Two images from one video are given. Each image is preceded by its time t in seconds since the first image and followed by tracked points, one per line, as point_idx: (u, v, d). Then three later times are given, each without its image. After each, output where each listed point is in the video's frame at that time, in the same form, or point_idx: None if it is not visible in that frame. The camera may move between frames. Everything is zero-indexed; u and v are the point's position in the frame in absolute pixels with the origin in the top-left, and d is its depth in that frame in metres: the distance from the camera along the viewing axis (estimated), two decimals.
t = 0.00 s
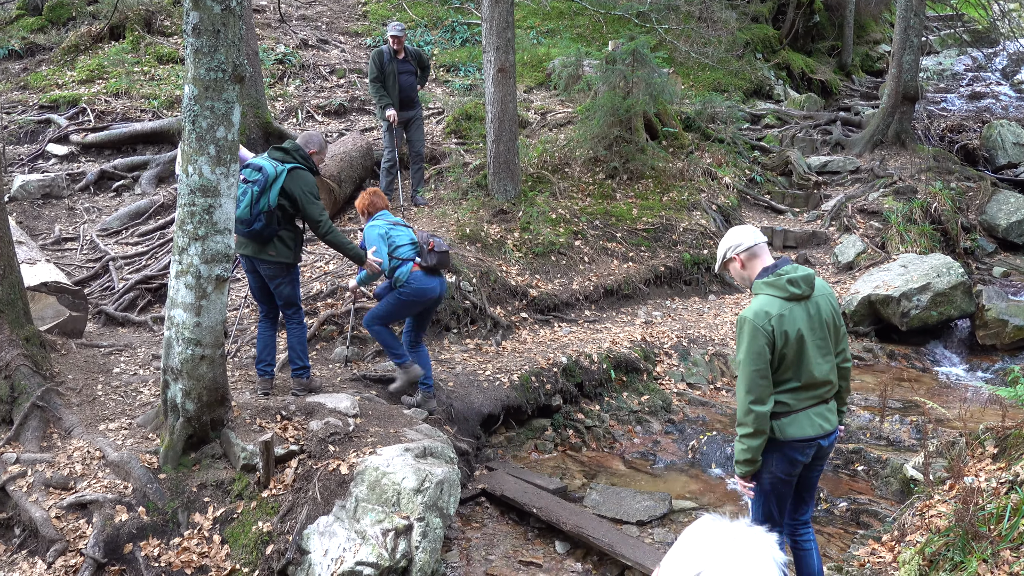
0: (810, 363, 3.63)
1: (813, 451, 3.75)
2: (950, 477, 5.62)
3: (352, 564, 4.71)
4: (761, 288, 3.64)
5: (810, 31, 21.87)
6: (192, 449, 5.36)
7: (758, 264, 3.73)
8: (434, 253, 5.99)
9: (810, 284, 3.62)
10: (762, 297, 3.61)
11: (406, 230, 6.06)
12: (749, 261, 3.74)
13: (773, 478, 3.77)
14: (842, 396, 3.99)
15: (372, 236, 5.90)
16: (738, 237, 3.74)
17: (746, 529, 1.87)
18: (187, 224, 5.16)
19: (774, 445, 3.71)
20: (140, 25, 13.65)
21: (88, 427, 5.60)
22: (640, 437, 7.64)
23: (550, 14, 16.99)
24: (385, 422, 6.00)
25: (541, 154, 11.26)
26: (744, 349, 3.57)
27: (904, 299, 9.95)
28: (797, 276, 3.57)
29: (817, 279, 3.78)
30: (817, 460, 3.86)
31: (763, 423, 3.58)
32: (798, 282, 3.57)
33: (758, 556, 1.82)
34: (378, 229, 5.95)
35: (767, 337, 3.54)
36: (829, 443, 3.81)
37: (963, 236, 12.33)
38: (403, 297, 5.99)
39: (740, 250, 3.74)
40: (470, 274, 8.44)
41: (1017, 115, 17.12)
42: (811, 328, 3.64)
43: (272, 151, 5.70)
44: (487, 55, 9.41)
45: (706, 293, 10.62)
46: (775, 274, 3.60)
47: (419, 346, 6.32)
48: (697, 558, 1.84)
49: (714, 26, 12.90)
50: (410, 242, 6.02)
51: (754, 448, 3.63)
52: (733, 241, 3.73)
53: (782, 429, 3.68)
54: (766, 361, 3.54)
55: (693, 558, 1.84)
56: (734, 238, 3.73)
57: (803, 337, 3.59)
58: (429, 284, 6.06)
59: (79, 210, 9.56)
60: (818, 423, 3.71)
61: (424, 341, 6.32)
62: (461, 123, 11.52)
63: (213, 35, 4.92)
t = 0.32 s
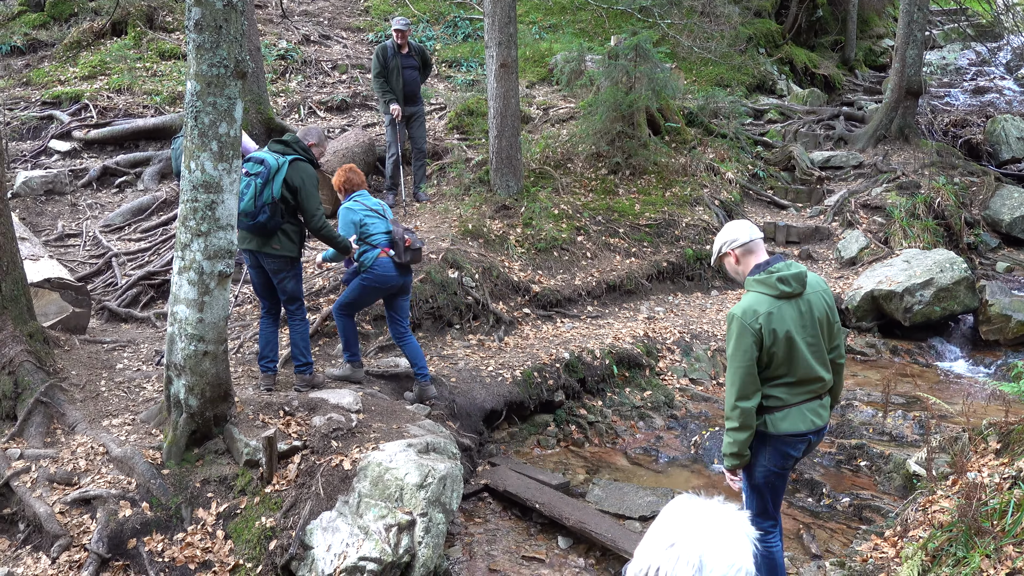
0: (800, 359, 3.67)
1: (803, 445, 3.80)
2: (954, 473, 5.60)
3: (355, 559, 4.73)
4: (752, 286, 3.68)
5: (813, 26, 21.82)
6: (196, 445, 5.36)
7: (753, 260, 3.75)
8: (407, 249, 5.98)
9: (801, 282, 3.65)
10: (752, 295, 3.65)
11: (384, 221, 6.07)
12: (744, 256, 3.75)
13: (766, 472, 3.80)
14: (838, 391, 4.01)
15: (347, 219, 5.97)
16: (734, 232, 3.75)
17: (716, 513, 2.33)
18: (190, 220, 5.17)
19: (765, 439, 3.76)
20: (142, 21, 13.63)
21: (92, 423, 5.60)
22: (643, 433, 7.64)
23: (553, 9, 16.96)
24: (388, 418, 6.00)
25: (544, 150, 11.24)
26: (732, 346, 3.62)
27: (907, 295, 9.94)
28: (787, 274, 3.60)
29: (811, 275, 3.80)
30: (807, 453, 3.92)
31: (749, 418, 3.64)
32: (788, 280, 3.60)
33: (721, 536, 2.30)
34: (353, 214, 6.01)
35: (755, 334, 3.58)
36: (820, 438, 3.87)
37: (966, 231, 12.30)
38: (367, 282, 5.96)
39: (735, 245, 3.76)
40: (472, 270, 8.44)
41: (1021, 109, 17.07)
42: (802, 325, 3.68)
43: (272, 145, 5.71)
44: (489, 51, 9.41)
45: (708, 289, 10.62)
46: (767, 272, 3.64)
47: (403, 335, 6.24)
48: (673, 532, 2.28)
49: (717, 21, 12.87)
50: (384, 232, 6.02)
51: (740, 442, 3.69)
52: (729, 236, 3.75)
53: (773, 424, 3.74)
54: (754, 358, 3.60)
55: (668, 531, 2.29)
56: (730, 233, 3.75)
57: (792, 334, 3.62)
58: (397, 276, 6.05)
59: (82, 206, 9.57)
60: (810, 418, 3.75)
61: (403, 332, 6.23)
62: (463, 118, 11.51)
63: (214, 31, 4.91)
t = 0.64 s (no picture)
0: (798, 361, 3.72)
1: (793, 447, 3.84)
2: (956, 471, 5.60)
3: (358, 557, 4.75)
4: (755, 288, 3.71)
5: (815, 23, 21.77)
6: (199, 442, 5.37)
7: (755, 263, 3.79)
8: (371, 225, 5.99)
9: (803, 287, 3.71)
10: (757, 296, 3.67)
11: (347, 199, 6.09)
12: (746, 259, 3.79)
13: (753, 471, 3.84)
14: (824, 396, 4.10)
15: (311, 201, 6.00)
16: (738, 234, 3.80)
17: (688, 487, 2.24)
18: (193, 218, 5.17)
19: (759, 440, 3.79)
20: (144, 18, 13.62)
21: (95, 421, 5.61)
22: (645, 431, 7.64)
23: (555, 6, 16.94)
24: (390, 416, 6.00)
25: (546, 147, 11.24)
26: (736, 347, 3.63)
27: (909, 292, 9.94)
28: (792, 278, 3.66)
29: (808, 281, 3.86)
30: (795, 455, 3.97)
31: (748, 419, 3.66)
32: (791, 283, 3.66)
33: (691, 512, 2.20)
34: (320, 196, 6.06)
35: (759, 336, 3.61)
36: (808, 440, 3.93)
37: (969, 229, 12.28)
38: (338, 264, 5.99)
39: (738, 247, 3.80)
40: (475, 268, 8.44)
41: None
42: (801, 329, 3.73)
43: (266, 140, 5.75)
44: (491, 48, 9.41)
45: (711, 287, 10.62)
46: (771, 274, 3.68)
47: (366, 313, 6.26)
48: (641, 507, 2.20)
49: (719, 19, 12.87)
50: (349, 210, 6.04)
51: (735, 442, 3.71)
52: (733, 237, 3.79)
53: (767, 425, 3.76)
54: (758, 359, 3.62)
55: (638, 505, 2.20)
56: (734, 235, 3.79)
57: (793, 337, 3.67)
58: (364, 254, 6.06)
59: (85, 204, 9.59)
60: (802, 420, 3.81)
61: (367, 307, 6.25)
62: (465, 116, 11.51)
63: (217, 29, 4.92)
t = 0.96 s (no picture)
0: (788, 353, 3.88)
1: (787, 440, 3.98)
2: (959, 472, 5.59)
3: (360, 557, 4.75)
4: (748, 280, 3.88)
5: (818, 23, 21.76)
6: (201, 442, 5.38)
7: (750, 256, 3.95)
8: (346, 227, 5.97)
9: (794, 281, 3.87)
10: (749, 288, 3.84)
11: (329, 196, 6.13)
12: (741, 251, 3.95)
13: (751, 465, 3.97)
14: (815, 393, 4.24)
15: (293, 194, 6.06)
16: (734, 230, 3.98)
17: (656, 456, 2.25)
18: (195, 218, 5.17)
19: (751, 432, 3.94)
20: (147, 18, 13.63)
21: (98, 420, 5.62)
22: (647, 431, 7.64)
23: (557, 7, 16.94)
24: (392, 416, 6.01)
25: (548, 147, 11.24)
26: (726, 334, 3.79)
27: (912, 293, 9.93)
28: (782, 271, 3.83)
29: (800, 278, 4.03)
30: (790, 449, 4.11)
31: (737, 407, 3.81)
32: (781, 276, 3.82)
33: (659, 478, 2.21)
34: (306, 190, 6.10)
35: (749, 324, 3.78)
36: (801, 434, 4.08)
37: (972, 230, 12.26)
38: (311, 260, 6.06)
39: (734, 241, 3.98)
40: (477, 268, 8.45)
41: None
42: (792, 322, 3.89)
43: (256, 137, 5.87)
44: (494, 48, 9.41)
45: (713, 288, 10.62)
46: (763, 267, 3.86)
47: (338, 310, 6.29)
48: (611, 475, 2.20)
49: (722, 19, 12.86)
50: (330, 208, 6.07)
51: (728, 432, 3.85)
52: (729, 232, 3.98)
53: (758, 417, 3.92)
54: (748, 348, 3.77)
55: (608, 473, 2.21)
56: (731, 229, 3.98)
57: (783, 329, 3.83)
58: (337, 252, 6.10)
59: (88, 204, 9.59)
60: (792, 413, 3.96)
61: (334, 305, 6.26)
62: (468, 116, 11.51)
63: (220, 29, 4.92)
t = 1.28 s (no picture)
0: (778, 346, 3.94)
1: (779, 434, 4.04)
2: (963, 475, 5.57)
3: (362, 557, 4.75)
4: (737, 276, 3.97)
5: (822, 25, 21.75)
6: (204, 441, 5.38)
7: (743, 255, 4.02)
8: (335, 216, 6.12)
9: (781, 277, 3.97)
10: (738, 283, 3.93)
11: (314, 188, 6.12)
12: (735, 250, 4.03)
13: (743, 459, 4.04)
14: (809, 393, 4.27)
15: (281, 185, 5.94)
16: (728, 229, 4.06)
17: (660, 429, 2.28)
18: (199, 217, 5.17)
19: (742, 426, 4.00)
20: (152, 18, 13.65)
21: (101, 419, 5.63)
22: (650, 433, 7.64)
23: (561, 8, 16.95)
24: (396, 416, 6.01)
25: (552, 149, 11.25)
26: (716, 327, 3.86)
27: (916, 295, 9.91)
28: (770, 267, 3.93)
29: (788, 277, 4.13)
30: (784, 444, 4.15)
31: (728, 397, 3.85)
32: (768, 272, 3.92)
33: (661, 447, 2.24)
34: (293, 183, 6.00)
35: (738, 316, 3.85)
36: (794, 429, 4.12)
37: (976, 233, 12.24)
38: (309, 257, 6.13)
39: (728, 240, 4.05)
40: (481, 268, 8.45)
41: None
42: (781, 317, 3.96)
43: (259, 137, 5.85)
44: (498, 49, 9.42)
45: (716, 289, 10.62)
46: (751, 263, 3.95)
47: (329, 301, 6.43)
48: (617, 447, 2.23)
49: (726, 20, 12.87)
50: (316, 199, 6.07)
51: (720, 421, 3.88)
52: (723, 232, 4.06)
53: (750, 411, 3.97)
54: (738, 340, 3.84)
55: (614, 445, 2.24)
56: (726, 229, 4.06)
57: (772, 322, 3.91)
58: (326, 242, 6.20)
59: (92, 203, 9.61)
60: (785, 409, 4.00)
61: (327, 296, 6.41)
62: (471, 117, 11.51)
63: (225, 29, 4.93)
